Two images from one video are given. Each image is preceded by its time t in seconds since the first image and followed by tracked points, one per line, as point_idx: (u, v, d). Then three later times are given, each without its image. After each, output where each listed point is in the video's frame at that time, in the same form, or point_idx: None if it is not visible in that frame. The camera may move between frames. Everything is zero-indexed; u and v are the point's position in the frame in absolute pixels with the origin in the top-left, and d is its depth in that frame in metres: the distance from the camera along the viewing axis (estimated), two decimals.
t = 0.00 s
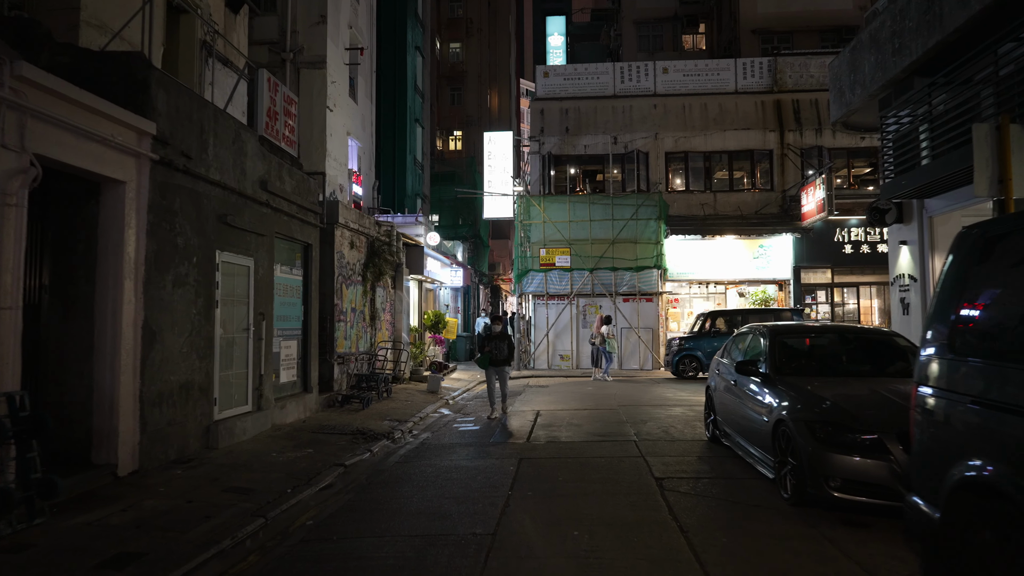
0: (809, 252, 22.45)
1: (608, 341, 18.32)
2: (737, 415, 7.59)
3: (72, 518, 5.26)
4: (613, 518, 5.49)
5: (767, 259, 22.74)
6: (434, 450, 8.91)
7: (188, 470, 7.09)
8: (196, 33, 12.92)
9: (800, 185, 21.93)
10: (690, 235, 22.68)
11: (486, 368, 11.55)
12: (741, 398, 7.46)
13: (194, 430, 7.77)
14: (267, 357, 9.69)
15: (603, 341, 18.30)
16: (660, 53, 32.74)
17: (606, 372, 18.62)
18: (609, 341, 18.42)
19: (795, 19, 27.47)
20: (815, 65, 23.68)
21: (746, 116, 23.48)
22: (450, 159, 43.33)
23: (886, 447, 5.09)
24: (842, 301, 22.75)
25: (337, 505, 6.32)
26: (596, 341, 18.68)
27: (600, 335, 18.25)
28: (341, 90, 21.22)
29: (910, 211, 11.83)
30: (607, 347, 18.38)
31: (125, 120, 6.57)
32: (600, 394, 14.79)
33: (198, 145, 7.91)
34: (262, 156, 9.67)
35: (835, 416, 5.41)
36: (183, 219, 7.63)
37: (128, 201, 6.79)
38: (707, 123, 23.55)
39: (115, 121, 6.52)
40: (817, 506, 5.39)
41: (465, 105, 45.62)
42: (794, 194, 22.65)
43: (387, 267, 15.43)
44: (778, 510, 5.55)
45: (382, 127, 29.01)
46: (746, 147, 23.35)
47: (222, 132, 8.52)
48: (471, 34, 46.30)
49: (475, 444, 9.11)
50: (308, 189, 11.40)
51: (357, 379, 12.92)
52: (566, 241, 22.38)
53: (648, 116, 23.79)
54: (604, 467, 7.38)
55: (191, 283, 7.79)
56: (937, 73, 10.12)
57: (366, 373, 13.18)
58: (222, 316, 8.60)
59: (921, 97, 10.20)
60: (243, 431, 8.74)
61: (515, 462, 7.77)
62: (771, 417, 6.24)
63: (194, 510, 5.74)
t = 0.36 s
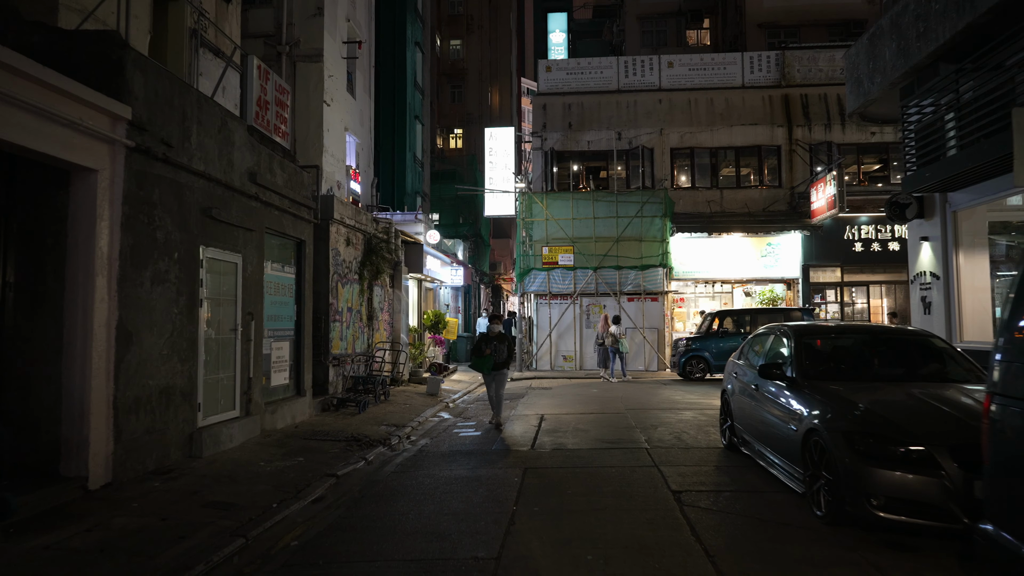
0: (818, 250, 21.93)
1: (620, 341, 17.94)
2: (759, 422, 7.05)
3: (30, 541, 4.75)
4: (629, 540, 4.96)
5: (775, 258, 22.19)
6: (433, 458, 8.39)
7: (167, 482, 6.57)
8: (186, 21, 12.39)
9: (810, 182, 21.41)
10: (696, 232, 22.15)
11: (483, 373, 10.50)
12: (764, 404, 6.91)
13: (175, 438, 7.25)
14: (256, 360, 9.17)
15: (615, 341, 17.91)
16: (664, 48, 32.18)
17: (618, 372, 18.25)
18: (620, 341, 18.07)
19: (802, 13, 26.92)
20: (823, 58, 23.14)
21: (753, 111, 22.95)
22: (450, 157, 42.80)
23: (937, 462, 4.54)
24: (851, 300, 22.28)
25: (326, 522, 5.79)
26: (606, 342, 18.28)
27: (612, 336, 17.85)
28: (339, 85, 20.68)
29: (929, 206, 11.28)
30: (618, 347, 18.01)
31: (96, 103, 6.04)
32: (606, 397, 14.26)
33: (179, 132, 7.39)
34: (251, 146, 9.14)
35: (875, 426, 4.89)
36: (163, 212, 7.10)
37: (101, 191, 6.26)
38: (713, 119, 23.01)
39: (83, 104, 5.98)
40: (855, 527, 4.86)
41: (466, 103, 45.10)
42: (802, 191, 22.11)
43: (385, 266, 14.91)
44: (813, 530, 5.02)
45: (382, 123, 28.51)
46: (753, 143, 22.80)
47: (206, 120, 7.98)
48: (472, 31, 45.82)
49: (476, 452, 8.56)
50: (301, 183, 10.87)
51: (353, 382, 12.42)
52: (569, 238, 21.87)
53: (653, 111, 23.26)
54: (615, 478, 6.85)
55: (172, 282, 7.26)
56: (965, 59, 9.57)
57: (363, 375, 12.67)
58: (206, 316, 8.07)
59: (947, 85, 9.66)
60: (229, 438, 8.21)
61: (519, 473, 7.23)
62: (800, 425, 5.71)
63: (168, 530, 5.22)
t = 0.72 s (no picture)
0: (827, 247, 21.40)
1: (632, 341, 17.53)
2: (780, 427, 6.51)
3: None
4: (646, 560, 4.42)
5: (783, 255, 21.64)
6: (429, 465, 7.86)
7: (138, 493, 6.02)
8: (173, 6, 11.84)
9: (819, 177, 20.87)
10: (701, 229, 21.61)
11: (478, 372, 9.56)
12: (787, 407, 6.36)
13: (151, 444, 6.72)
14: (242, 359, 8.64)
15: (627, 341, 17.51)
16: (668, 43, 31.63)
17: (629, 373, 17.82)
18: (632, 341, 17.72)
19: (809, 6, 26.34)
20: (832, 51, 22.56)
21: (760, 105, 22.41)
22: (450, 155, 42.29)
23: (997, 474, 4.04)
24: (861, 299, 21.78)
25: (310, 539, 5.24)
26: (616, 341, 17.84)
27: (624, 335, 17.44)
28: (335, 78, 20.14)
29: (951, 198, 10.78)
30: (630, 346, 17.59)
31: (58, 77, 5.50)
32: (611, 398, 13.74)
33: (155, 114, 6.86)
34: (236, 132, 8.59)
35: (922, 434, 4.35)
36: (136, 200, 6.57)
37: (65, 174, 5.73)
38: (720, 113, 22.47)
39: (43, 78, 5.43)
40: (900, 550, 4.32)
41: (466, 100, 44.56)
42: (811, 187, 21.57)
43: (381, 262, 14.39)
44: (851, 550, 4.49)
45: (381, 118, 28.00)
46: (760, 138, 22.27)
47: (186, 102, 7.44)
48: (473, 28, 45.30)
49: (475, 458, 8.01)
50: (291, 173, 10.33)
51: (347, 383, 11.90)
52: (572, 235, 21.34)
53: (657, 105, 22.71)
54: (625, 489, 6.30)
55: (147, 275, 6.72)
56: (994, 41, 9.03)
57: (358, 375, 12.15)
58: (184, 313, 7.52)
59: (976, 69, 9.12)
60: (211, 443, 7.67)
61: (520, 483, 6.67)
62: (831, 431, 5.18)
63: (131, 548, 4.69)
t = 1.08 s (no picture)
0: (837, 245, 20.86)
1: (644, 341, 17.18)
2: (808, 437, 5.95)
3: None
4: None
5: (791, 254, 21.07)
6: (424, 476, 7.31)
7: (102, 510, 5.46)
8: None
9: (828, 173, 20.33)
10: (707, 227, 21.07)
11: (466, 383, 8.28)
12: (814, 415, 5.83)
13: (121, 455, 6.17)
14: (225, 362, 8.10)
15: (639, 341, 17.13)
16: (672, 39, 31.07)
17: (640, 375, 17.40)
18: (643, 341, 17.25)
19: None
20: (841, 44, 22.00)
21: (768, 100, 21.85)
22: (450, 153, 41.75)
23: None
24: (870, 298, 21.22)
25: (289, 564, 4.70)
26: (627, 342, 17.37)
27: (636, 335, 17.04)
28: (332, 71, 19.60)
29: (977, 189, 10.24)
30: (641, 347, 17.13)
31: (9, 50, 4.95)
32: (617, 401, 13.19)
33: (127, 97, 6.32)
34: (218, 120, 8.04)
35: (985, 453, 3.81)
36: (104, 189, 6.03)
37: (21, 159, 5.19)
38: (726, 108, 21.91)
39: None
40: None
41: (466, 98, 44.01)
42: (820, 183, 21.02)
43: (377, 260, 13.84)
44: None
45: (380, 114, 27.48)
46: (767, 133, 21.71)
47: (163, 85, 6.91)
48: (473, 25, 44.77)
49: (473, 468, 7.46)
50: (280, 165, 9.79)
51: (340, 386, 11.36)
52: (574, 233, 20.81)
53: (662, 100, 22.15)
54: (639, 506, 5.74)
55: (117, 271, 6.17)
56: None
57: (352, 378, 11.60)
58: (161, 312, 6.98)
59: (1008, 53, 8.53)
60: (190, 452, 7.13)
61: (523, 498, 6.11)
62: (872, 445, 4.63)
63: None
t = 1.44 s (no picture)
0: (846, 244, 20.33)
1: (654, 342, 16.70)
2: (837, 449, 5.41)
3: None
4: None
5: (799, 252, 20.52)
6: (417, 489, 6.77)
7: (57, 531, 4.92)
8: None
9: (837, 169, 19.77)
10: (713, 225, 20.51)
11: (456, 392, 7.46)
12: (843, 426, 5.32)
13: (83, 468, 5.63)
14: (204, 366, 7.56)
15: (649, 342, 16.68)
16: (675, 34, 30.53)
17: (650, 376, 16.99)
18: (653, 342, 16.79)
19: None
20: (850, 37, 21.43)
21: (775, 94, 21.31)
22: (450, 151, 41.22)
23: None
24: (881, 297, 20.68)
25: None
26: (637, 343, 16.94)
27: (646, 337, 16.59)
28: (327, 65, 19.06)
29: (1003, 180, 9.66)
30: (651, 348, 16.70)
31: None
32: (622, 404, 12.66)
33: (92, 78, 5.79)
34: (197, 106, 7.49)
35: None
36: (63, 178, 5.47)
37: None
38: (732, 102, 21.36)
39: None
40: None
41: (466, 95, 43.47)
42: (829, 180, 20.47)
43: (372, 258, 13.33)
44: None
45: (378, 111, 26.96)
46: (775, 128, 21.16)
47: (134, 67, 6.36)
48: (473, 22, 44.25)
49: (470, 480, 6.92)
50: (267, 157, 9.27)
51: (332, 390, 10.85)
52: (576, 231, 20.30)
53: (666, 94, 21.61)
54: (653, 526, 5.19)
55: (78, 266, 5.63)
56: None
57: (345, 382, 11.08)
58: (133, 313, 6.45)
59: None
60: (164, 464, 6.58)
61: (525, 516, 5.56)
62: (920, 463, 4.09)
63: None
